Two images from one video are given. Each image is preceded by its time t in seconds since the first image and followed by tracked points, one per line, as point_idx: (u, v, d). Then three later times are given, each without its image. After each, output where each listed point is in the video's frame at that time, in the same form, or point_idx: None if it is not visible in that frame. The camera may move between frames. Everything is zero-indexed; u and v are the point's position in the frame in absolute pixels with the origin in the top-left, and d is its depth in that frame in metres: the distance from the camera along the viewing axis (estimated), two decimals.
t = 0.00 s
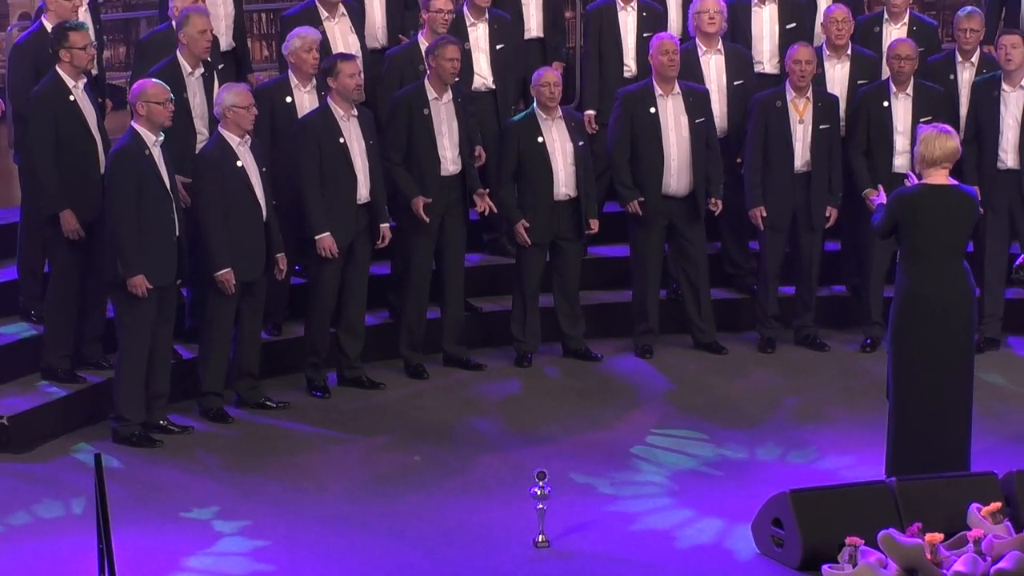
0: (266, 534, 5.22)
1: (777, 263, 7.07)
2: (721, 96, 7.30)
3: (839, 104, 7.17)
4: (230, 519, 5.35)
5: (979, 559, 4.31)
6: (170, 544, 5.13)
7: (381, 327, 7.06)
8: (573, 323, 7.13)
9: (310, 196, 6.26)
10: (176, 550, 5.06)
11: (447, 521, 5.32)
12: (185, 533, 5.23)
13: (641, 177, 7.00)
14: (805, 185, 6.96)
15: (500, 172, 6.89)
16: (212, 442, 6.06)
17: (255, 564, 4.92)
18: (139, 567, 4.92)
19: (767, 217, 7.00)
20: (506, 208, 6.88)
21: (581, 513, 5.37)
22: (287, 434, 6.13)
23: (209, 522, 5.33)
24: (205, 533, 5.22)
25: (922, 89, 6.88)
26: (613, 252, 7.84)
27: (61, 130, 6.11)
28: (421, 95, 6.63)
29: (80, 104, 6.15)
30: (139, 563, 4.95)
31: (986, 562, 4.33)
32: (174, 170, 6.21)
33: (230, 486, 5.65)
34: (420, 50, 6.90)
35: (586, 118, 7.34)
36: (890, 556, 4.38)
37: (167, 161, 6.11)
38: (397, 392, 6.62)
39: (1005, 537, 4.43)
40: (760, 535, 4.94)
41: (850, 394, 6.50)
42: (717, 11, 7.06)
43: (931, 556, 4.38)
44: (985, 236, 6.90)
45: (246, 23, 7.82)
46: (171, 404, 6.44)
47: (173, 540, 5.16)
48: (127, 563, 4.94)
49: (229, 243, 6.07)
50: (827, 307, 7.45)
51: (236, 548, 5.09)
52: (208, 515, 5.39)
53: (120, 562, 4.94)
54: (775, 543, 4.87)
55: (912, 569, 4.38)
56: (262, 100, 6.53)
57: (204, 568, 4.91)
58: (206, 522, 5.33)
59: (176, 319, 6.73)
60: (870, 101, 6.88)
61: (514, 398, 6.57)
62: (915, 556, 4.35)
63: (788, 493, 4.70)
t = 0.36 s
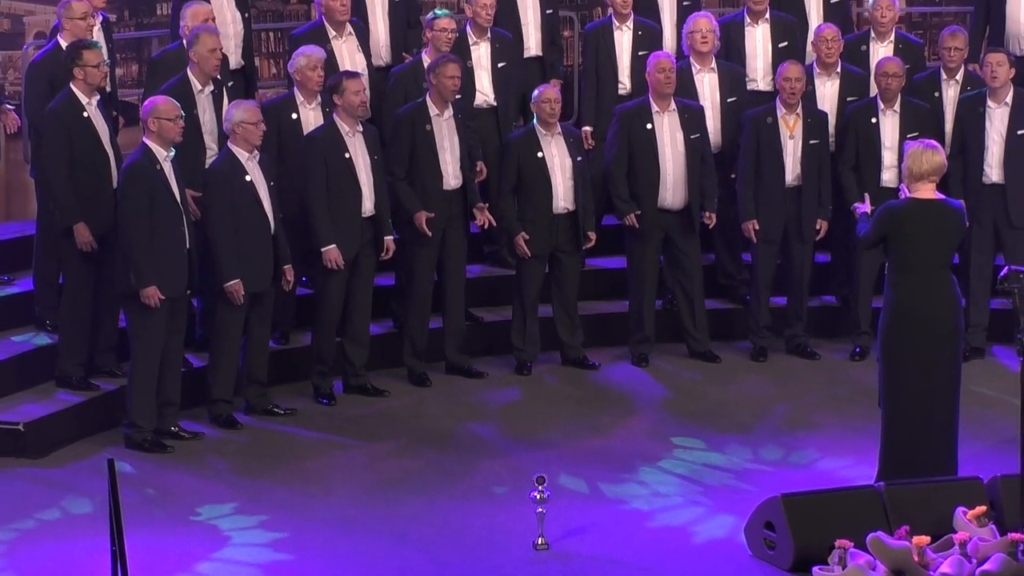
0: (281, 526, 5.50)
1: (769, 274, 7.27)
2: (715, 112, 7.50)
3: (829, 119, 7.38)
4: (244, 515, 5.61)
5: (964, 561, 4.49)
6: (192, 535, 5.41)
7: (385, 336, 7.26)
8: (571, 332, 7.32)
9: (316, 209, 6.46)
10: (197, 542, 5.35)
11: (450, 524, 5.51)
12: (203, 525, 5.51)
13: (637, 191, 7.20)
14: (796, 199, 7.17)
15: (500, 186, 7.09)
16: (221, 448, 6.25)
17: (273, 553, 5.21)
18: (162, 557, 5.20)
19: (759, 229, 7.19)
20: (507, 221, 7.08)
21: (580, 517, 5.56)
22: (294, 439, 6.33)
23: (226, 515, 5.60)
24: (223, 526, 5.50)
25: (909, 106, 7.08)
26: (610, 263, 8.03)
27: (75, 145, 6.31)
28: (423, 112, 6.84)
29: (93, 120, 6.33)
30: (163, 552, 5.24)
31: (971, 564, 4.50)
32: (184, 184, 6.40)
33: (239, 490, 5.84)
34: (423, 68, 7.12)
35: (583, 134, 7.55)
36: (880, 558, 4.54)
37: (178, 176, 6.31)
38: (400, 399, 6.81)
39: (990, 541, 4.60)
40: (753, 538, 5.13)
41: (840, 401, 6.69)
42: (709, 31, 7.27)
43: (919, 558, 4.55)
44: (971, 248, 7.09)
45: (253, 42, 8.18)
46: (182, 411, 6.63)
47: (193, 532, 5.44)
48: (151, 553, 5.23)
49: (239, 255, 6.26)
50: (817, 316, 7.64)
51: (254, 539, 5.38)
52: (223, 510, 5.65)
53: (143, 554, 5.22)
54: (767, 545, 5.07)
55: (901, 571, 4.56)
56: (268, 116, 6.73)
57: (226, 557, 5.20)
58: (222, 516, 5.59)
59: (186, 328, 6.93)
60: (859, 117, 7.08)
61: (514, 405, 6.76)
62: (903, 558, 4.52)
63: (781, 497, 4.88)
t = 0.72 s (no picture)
0: (301, 521, 5.76)
1: (761, 285, 7.47)
2: (709, 128, 7.71)
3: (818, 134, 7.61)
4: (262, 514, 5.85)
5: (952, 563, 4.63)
6: (216, 531, 5.68)
7: (389, 345, 7.46)
8: (570, 341, 7.52)
9: (323, 223, 6.67)
10: (221, 535, 5.63)
11: (452, 527, 5.69)
12: (227, 520, 5.78)
13: (633, 204, 7.41)
14: (786, 213, 7.38)
15: (502, 200, 7.29)
16: (230, 453, 6.45)
17: (290, 549, 5.45)
18: (187, 552, 5.46)
19: (752, 243, 7.39)
20: (508, 234, 7.29)
21: (578, 521, 5.75)
22: (301, 445, 6.53)
23: (249, 512, 5.86)
24: (244, 522, 5.76)
25: (897, 123, 7.28)
26: (607, 275, 8.24)
27: (89, 161, 6.50)
28: (426, 128, 7.05)
29: (106, 136, 6.52)
30: (188, 546, 5.52)
31: (958, 566, 4.65)
32: (194, 199, 6.61)
33: (248, 495, 6.03)
34: (426, 86, 7.34)
35: (581, 148, 7.76)
36: (869, 560, 4.70)
37: (188, 190, 6.51)
38: (403, 407, 7.01)
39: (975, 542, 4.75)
40: (746, 541, 5.30)
41: (829, 409, 6.88)
42: (704, 50, 7.48)
43: (907, 560, 4.69)
44: (958, 260, 7.28)
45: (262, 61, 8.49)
46: (192, 418, 6.84)
47: (217, 527, 5.71)
48: (177, 547, 5.50)
49: (248, 267, 6.45)
50: (808, 326, 7.84)
51: (277, 533, 5.65)
52: (243, 508, 5.90)
53: (170, 549, 5.49)
54: (760, 548, 5.24)
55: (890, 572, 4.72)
56: (275, 132, 6.94)
57: (249, 550, 5.47)
58: (244, 514, 5.85)
59: (197, 338, 7.14)
60: (848, 134, 7.29)
61: (514, 413, 6.96)
62: (890, 560, 4.68)
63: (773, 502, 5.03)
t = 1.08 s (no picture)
0: (319, 519, 6.01)
1: (753, 296, 7.67)
2: (703, 144, 7.94)
3: (807, 150, 7.83)
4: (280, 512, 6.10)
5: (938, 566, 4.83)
6: (242, 526, 5.94)
7: (393, 354, 7.66)
8: (569, 350, 7.72)
9: (329, 235, 6.87)
10: (246, 531, 5.89)
11: (454, 531, 5.88)
12: (250, 518, 6.03)
13: (629, 217, 7.62)
14: (777, 226, 7.58)
15: (504, 213, 7.50)
16: (239, 459, 6.64)
17: (297, 552, 5.63)
18: (216, 547, 5.72)
19: (744, 254, 7.60)
20: (509, 247, 7.49)
21: (576, 525, 5.94)
22: (308, 452, 6.73)
23: (271, 509, 6.12)
24: (268, 519, 6.02)
25: (886, 139, 7.49)
26: (604, 286, 8.45)
27: (102, 175, 6.71)
28: (429, 144, 7.26)
29: (119, 152, 6.73)
30: (216, 542, 5.78)
31: (944, 569, 4.85)
32: (204, 212, 6.81)
33: (256, 500, 6.22)
34: (428, 103, 7.56)
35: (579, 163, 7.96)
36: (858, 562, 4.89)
37: (198, 204, 6.71)
38: (406, 414, 7.20)
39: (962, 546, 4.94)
40: (740, 544, 5.46)
41: (820, 416, 7.07)
42: (699, 68, 7.69)
43: (895, 563, 4.90)
44: (944, 271, 7.49)
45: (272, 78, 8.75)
46: (202, 425, 7.04)
47: (241, 523, 5.98)
48: (205, 542, 5.77)
49: (258, 279, 6.65)
50: (799, 336, 8.04)
51: (300, 529, 5.91)
52: (268, 506, 6.15)
53: (198, 544, 5.75)
54: (753, 551, 5.39)
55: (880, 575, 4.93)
56: (281, 148, 7.15)
57: (274, 544, 5.75)
58: (264, 511, 6.10)
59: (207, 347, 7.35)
60: (838, 149, 7.51)
61: (514, 420, 7.16)
62: (879, 562, 4.86)
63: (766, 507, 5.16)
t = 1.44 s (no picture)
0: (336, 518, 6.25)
1: (745, 306, 7.89)
2: (696, 159, 8.15)
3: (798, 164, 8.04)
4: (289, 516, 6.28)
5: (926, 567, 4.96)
6: (266, 523, 6.20)
7: (397, 362, 7.88)
8: (567, 358, 7.93)
9: (336, 247, 7.09)
10: (269, 527, 6.15)
11: (456, 533, 6.08)
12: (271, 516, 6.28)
13: (627, 230, 7.84)
14: (768, 238, 7.80)
15: (505, 225, 7.72)
16: (249, 464, 6.85)
17: (304, 555, 5.82)
18: (241, 544, 5.98)
19: (737, 265, 7.81)
20: (511, 258, 7.71)
21: (574, 528, 6.14)
22: (315, 456, 6.94)
23: (291, 508, 6.36)
24: (286, 518, 6.25)
25: (874, 153, 7.71)
26: (602, 295, 8.68)
27: (116, 188, 6.93)
28: (432, 158, 7.48)
29: (132, 166, 6.95)
30: (240, 539, 6.04)
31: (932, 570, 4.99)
32: (214, 224, 7.03)
33: (264, 503, 6.42)
34: (431, 119, 7.79)
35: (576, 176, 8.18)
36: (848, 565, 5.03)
37: (208, 217, 6.93)
38: (410, 420, 7.42)
39: (949, 548, 5.07)
40: (733, 546, 5.64)
41: (810, 422, 7.28)
42: (693, 86, 7.90)
43: (884, 564, 5.01)
44: (932, 281, 7.69)
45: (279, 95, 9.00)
46: (212, 430, 7.25)
47: (263, 520, 6.24)
48: (232, 539, 6.03)
49: (267, 290, 6.87)
50: (791, 344, 8.26)
51: (322, 526, 6.16)
52: (291, 505, 6.40)
53: (224, 541, 6.01)
54: (745, 553, 5.56)
55: None
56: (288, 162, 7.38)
57: (298, 540, 6.00)
58: (283, 510, 6.35)
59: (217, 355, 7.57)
60: (828, 163, 7.73)
61: (514, 426, 7.37)
62: (869, 564, 5.01)
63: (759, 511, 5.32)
